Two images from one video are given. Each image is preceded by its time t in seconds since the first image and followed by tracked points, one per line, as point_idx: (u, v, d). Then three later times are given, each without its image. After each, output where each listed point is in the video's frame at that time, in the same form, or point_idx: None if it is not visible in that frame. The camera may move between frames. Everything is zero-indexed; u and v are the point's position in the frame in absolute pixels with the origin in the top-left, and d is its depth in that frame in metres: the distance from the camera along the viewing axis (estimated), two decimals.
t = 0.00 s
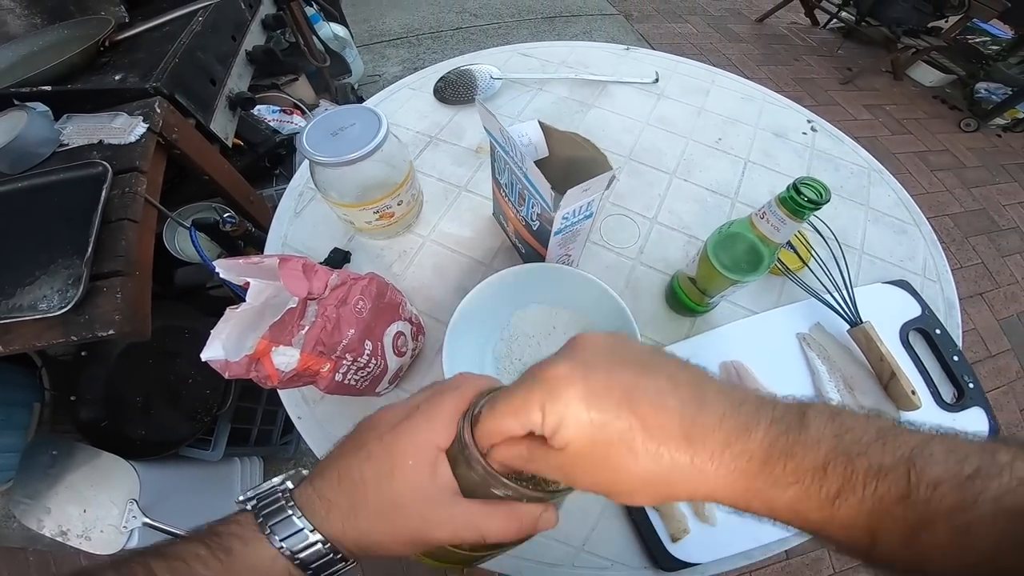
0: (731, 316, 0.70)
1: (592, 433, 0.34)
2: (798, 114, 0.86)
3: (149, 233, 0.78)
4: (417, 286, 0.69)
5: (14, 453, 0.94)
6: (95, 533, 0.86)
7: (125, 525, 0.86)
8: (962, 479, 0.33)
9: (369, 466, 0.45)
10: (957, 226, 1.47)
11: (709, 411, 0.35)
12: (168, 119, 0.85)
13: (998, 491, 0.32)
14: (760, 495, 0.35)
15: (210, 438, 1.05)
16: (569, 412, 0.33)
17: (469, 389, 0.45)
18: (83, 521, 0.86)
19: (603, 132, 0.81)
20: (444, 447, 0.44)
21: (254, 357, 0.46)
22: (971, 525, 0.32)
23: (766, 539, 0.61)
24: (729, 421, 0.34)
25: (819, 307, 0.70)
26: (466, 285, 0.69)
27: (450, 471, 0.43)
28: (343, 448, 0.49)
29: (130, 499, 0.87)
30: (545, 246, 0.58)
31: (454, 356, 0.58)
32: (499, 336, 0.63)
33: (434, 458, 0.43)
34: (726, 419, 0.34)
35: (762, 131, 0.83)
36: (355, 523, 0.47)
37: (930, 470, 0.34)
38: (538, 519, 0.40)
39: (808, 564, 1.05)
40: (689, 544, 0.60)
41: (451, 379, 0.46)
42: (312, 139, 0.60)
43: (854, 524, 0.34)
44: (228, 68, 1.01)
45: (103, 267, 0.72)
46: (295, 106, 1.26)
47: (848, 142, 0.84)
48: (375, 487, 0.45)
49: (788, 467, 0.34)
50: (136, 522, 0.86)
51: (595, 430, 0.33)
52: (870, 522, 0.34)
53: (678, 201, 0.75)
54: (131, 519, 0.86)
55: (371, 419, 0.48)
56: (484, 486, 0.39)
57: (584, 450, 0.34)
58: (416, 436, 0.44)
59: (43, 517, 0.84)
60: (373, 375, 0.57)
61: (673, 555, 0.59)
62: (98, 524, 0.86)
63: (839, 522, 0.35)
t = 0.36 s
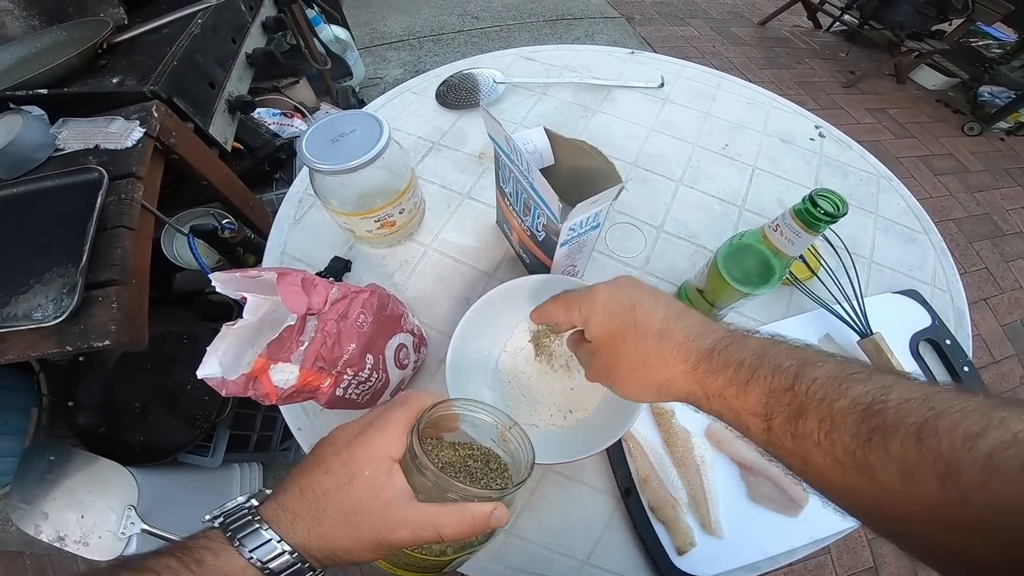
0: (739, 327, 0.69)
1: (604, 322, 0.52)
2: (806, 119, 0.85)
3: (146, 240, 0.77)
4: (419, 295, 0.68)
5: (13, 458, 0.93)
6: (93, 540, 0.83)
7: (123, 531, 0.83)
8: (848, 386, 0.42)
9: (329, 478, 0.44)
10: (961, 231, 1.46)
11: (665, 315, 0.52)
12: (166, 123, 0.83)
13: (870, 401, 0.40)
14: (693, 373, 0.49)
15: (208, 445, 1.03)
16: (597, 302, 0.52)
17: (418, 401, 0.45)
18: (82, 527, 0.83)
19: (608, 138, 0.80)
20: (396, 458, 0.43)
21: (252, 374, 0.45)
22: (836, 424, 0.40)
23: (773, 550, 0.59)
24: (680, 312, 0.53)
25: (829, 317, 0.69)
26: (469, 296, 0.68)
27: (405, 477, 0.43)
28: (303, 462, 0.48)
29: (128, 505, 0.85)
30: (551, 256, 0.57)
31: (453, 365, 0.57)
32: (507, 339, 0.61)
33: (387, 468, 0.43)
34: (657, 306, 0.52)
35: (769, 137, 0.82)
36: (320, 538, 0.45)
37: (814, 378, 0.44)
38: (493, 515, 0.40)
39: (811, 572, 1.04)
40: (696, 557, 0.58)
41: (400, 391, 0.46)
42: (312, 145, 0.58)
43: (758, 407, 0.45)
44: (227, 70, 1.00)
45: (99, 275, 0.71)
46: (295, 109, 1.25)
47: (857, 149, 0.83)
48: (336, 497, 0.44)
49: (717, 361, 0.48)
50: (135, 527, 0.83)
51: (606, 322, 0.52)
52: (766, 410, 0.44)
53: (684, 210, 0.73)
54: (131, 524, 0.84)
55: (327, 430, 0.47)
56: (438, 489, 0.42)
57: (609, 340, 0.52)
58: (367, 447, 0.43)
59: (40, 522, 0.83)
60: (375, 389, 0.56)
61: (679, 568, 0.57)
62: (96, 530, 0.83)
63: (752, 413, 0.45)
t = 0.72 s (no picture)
0: (747, 330, 0.68)
1: (559, 460, 0.32)
2: (817, 120, 0.84)
3: (148, 239, 0.76)
4: (423, 296, 0.67)
5: (13, 456, 0.91)
6: (95, 538, 0.82)
7: (125, 529, 0.82)
8: (950, 444, 0.31)
9: (332, 480, 0.44)
10: (970, 233, 1.44)
11: (724, 437, 0.31)
12: (169, 120, 0.82)
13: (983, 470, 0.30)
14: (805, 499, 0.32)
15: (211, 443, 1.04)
16: (534, 443, 0.32)
17: (430, 398, 0.44)
18: (83, 526, 0.82)
19: (616, 138, 0.79)
20: (403, 461, 0.42)
21: (253, 378, 0.44)
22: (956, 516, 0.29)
23: (780, 556, 0.58)
24: (749, 420, 0.31)
25: (840, 322, 0.68)
26: (474, 297, 0.67)
27: (412, 481, 0.41)
28: (303, 462, 0.47)
29: (128, 504, 0.84)
30: (558, 259, 0.56)
31: (461, 369, 0.56)
32: (509, 345, 0.61)
33: (394, 471, 0.42)
34: (721, 420, 0.31)
35: (780, 138, 0.81)
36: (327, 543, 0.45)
37: (927, 464, 0.30)
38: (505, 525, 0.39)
39: None
40: (701, 563, 0.57)
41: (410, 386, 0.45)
42: (316, 143, 0.58)
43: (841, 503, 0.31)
44: (232, 67, 0.99)
45: (101, 274, 0.70)
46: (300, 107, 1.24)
47: (869, 150, 0.82)
48: (340, 500, 0.43)
49: (804, 486, 0.31)
50: (136, 526, 0.82)
51: (571, 453, 0.32)
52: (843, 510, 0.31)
53: (692, 211, 0.72)
54: (132, 523, 0.82)
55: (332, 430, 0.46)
56: (446, 495, 0.39)
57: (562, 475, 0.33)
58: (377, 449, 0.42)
59: (42, 519, 0.82)
60: (378, 392, 0.55)
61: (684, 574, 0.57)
62: (98, 529, 0.83)
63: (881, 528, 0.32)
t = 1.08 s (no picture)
0: (746, 331, 0.68)
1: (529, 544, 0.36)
2: (819, 122, 0.84)
3: (151, 238, 0.77)
4: (425, 296, 0.68)
5: (13, 454, 0.91)
6: (98, 535, 0.83)
7: (126, 526, 0.82)
8: (1017, 526, 0.22)
9: (380, 543, 0.43)
10: (971, 235, 1.44)
11: (717, 559, 0.28)
12: (173, 120, 0.83)
13: None
14: None
15: (211, 441, 1.03)
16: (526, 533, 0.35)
17: (485, 466, 0.43)
18: (86, 523, 0.83)
19: (618, 139, 0.79)
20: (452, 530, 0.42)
21: (257, 378, 0.45)
22: None
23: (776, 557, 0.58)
24: (747, 541, 0.27)
25: (839, 323, 0.68)
26: (476, 297, 0.68)
27: (458, 548, 0.41)
28: (346, 519, 0.47)
29: (129, 501, 0.83)
30: (560, 259, 0.57)
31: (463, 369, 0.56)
32: (510, 344, 0.61)
33: (441, 538, 0.42)
34: (714, 542, 0.28)
35: (781, 140, 0.81)
36: None
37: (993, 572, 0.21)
38: None
39: None
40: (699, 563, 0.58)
41: (464, 455, 0.44)
42: (320, 143, 0.58)
43: None
44: (235, 66, 1.00)
45: (106, 272, 0.71)
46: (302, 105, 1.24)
47: (871, 152, 0.82)
48: (385, 564, 0.43)
49: None
50: (136, 525, 0.82)
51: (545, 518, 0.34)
52: None
53: (693, 213, 0.73)
54: (132, 521, 0.82)
55: (379, 489, 0.46)
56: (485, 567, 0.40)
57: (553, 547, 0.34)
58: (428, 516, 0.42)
59: (43, 518, 0.83)
60: (380, 390, 0.55)
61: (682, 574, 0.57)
62: (100, 526, 0.83)
63: None
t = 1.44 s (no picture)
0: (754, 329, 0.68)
1: (668, 334, 0.46)
2: (827, 120, 0.84)
3: (158, 230, 0.77)
4: (433, 290, 0.68)
5: (14, 448, 0.92)
6: (97, 531, 0.84)
7: (127, 522, 0.83)
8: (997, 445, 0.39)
9: (360, 477, 0.43)
10: (973, 236, 1.45)
11: (790, 382, 0.46)
12: (180, 113, 0.83)
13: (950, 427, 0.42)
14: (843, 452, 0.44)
15: (213, 437, 1.04)
16: (659, 318, 0.46)
17: (453, 394, 0.44)
18: (86, 519, 0.84)
19: (626, 136, 0.79)
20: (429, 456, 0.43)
21: (270, 371, 0.45)
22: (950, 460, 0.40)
23: (783, 554, 0.59)
24: (815, 387, 0.46)
25: (846, 321, 0.68)
26: (483, 292, 0.68)
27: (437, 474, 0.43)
28: (325, 461, 0.47)
29: (130, 497, 0.85)
30: (570, 255, 0.57)
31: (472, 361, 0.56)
32: (518, 340, 0.61)
33: (420, 466, 0.42)
34: (796, 376, 0.46)
35: (789, 138, 0.81)
36: (353, 531, 0.44)
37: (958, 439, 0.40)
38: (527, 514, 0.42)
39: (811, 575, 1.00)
40: (705, 560, 0.58)
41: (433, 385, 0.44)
42: (331, 136, 0.58)
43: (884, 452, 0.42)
44: (241, 61, 0.99)
45: (112, 264, 0.71)
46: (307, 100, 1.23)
47: (879, 151, 0.82)
48: (368, 497, 0.43)
49: (827, 402, 0.45)
50: (137, 520, 0.83)
51: (679, 334, 0.46)
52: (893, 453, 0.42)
53: (701, 210, 0.73)
54: (133, 517, 0.83)
55: (356, 430, 0.45)
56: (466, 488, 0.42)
57: (661, 347, 0.46)
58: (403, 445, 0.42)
59: (43, 513, 0.83)
60: (388, 385, 0.55)
61: (689, 570, 0.57)
62: (100, 522, 0.84)
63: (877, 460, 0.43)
